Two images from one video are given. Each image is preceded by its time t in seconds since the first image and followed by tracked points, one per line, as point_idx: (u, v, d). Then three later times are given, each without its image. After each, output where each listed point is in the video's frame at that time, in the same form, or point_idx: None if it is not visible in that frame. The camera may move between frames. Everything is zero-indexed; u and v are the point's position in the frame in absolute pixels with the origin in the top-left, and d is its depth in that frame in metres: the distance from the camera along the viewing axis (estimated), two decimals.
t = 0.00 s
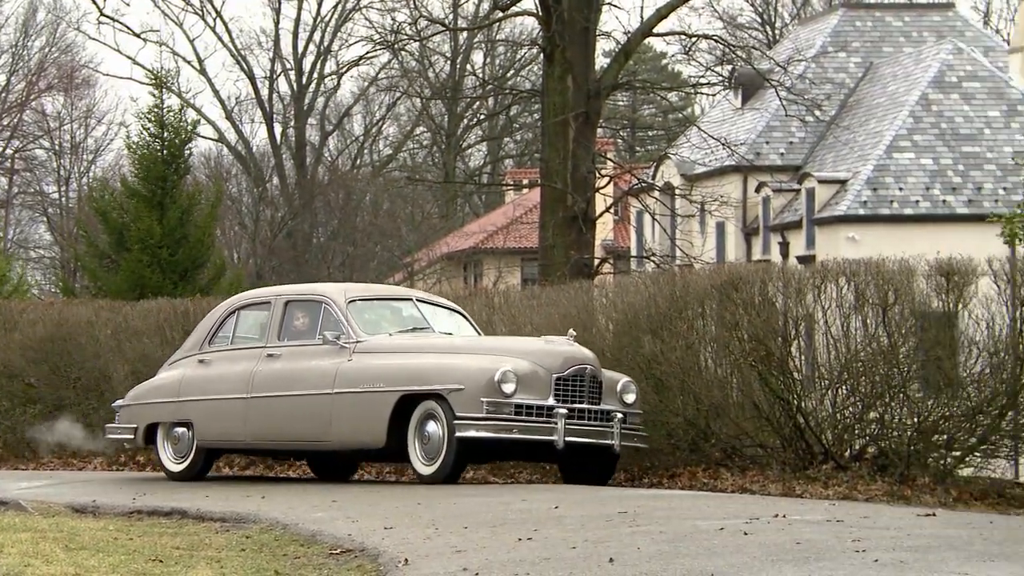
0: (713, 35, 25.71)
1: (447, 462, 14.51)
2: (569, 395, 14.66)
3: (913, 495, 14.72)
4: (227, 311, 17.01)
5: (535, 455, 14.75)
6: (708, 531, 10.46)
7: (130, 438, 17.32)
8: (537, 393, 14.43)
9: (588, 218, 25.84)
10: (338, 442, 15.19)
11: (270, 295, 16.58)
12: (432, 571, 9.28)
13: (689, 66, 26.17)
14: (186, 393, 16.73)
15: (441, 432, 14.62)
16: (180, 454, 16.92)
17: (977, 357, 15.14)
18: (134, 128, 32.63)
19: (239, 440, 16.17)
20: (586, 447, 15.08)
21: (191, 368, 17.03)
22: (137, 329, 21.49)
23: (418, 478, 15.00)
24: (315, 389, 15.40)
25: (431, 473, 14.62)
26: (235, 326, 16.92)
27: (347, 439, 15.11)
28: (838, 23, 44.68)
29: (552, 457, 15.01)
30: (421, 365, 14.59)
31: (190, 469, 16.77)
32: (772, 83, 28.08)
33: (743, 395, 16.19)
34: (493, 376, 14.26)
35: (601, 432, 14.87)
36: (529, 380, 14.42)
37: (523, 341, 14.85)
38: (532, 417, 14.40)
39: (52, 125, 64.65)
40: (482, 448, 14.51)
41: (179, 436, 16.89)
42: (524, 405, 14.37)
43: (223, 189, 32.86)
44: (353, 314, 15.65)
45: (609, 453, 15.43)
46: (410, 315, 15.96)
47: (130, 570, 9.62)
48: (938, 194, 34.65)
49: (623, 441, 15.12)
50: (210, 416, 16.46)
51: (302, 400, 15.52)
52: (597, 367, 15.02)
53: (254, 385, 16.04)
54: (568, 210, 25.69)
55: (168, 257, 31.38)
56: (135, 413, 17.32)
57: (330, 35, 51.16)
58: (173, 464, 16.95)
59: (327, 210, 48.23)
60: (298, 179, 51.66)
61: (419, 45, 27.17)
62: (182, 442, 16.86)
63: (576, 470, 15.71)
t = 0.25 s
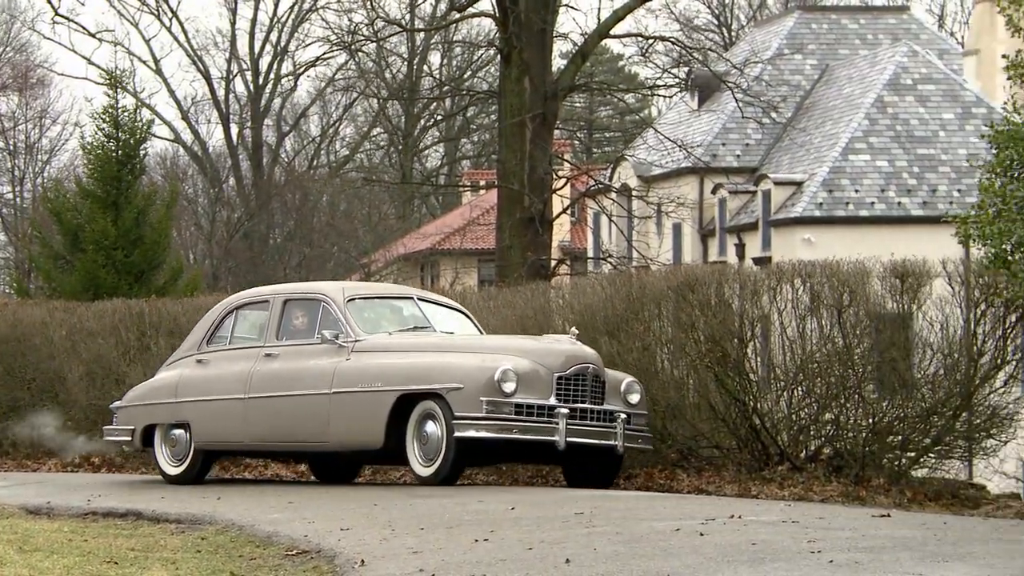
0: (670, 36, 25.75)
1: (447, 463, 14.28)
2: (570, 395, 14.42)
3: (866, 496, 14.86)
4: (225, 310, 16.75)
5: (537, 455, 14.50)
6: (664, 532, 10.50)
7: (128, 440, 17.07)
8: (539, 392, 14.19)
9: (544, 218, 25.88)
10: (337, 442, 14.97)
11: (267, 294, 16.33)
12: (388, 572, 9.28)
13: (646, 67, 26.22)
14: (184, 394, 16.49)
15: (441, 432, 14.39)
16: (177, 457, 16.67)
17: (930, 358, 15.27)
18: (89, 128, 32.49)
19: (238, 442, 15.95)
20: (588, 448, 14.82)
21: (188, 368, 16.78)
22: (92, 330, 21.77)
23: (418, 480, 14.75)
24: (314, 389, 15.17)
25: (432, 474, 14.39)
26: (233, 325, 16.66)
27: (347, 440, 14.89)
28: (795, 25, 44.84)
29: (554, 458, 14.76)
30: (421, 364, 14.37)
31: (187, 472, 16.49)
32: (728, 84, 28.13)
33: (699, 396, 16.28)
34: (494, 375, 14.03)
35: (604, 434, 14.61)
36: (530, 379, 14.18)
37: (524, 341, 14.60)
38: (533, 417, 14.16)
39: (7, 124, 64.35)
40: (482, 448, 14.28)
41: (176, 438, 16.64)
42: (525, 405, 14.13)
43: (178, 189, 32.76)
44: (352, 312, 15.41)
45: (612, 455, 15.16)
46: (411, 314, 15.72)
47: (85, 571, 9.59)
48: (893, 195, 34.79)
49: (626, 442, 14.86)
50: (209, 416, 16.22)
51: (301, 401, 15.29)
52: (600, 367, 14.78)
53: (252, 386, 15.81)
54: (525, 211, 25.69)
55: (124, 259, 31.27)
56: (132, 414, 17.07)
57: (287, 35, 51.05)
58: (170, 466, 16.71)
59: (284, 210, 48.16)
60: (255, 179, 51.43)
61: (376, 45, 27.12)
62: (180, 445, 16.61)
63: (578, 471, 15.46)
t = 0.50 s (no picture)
0: (626, 37, 25.79)
1: (446, 463, 13.99)
2: (572, 394, 14.14)
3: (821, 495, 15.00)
4: (223, 308, 16.45)
5: (537, 455, 14.23)
6: (619, 531, 10.54)
7: (125, 442, 16.77)
8: (540, 391, 13.91)
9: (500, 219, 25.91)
10: (337, 441, 14.68)
11: (265, 291, 16.03)
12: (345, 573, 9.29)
13: (602, 68, 26.26)
14: (181, 394, 16.20)
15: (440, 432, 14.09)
16: (174, 459, 16.34)
17: (885, 358, 15.62)
18: (44, 127, 32.32)
19: (237, 443, 15.65)
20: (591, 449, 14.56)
21: (185, 368, 16.49)
22: (47, 329, 21.90)
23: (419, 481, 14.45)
24: (312, 388, 14.88)
25: (431, 475, 14.11)
26: (230, 324, 16.35)
27: (346, 439, 14.59)
28: (750, 26, 44.97)
29: (557, 457, 14.49)
30: (420, 363, 14.07)
31: (183, 473, 16.17)
32: (684, 85, 28.14)
33: (655, 397, 16.48)
34: (494, 374, 13.73)
35: (607, 434, 14.34)
36: (530, 377, 13.90)
37: (525, 339, 14.32)
38: (534, 416, 13.89)
39: None
40: (481, 448, 13.99)
41: (172, 439, 16.32)
42: (525, 404, 13.85)
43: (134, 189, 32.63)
44: (351, 311, 15.08)
45: (615, 455, 14.88)
46: (411, 312, 15.36)
47: (39, 573, 9.55)
48: (848, 197, 34.91)
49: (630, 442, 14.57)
50: (207, 417, 15.94)
51: (300, 400, 15.00)
52: (603, 366, 14.49)
53: (250, 385, 15.52)
54: (482, 211, 25.69)
55: (80, 259, 31.14)
56: (128, 415, 16.79)
57: (243, 35, 50.89)
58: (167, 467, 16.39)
59: (241, 211, 48.05)
60: (211, 179, 51.21)
61: (333, 46, 27.04)
62: (177, 446, 16.28)
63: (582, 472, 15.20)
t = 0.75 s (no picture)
0: (586, 37, 25.83)
1: (447, 465, 13.49)
2: (578, 394, 13.62)
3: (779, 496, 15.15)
4: (226, 305, 16.07)
5: (542, 457, 13.71)
6: (579, 531, 10.55)
7: (125, 441, 16.43)
8: (545, 391, 13.40)
9: (459, 219, 25.93)
10: (335, 443, 14.23)
11: (269, 288, 15.62)
12: (303, 573, 9.27)
13: (562, 68, 26.29)
14: (183, 393, 15.84)
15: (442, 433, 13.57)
16: (174, 458, 16.06)
17: (842, 358, 16.05)
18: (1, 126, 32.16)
19: (236, 443, 15.26)
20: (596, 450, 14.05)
21: (188, 366, 16.12)
22: (4, 329, 21.89)
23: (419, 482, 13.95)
24: (311, 388, 14.45)
25: (432, 477, 13.60)
26: (233, 320, 15.97)
27: (344, 441, 14.15)
28: (710, 27, 45.08)
29: (562, 459, 13.97)
30: (423, 361, 13.56)
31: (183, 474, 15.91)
32: (644, 87, 28.22)
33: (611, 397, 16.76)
34: (497, 373, 13.21)
35: (614, 435, 13.85)
36: (535, 377, 13.39)
37: (531, 337, 13.82)
38: (539, 416, 13.37)
39: None
40: (484, 449, 13.48)
41: (173, 439, 16.04)
42: (529, 404, 13.33)
43: (92, 188, 32.51)
44: (354, 307, 14.63)
45: (623, 457, 14.35)
46: (416, 309, 14.89)
47: None
48: (807, 197, 35.01)
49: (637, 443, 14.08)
50: (207, 417, 15.55)
51: (299, 400, 14.58)
52: (611, 364, 13.98)
53: (250, 384, 15.13)
54: (442, 212, 25.72)
55: (38, 259, 31.01)
56: (129, 412, 16.46)
57: (202, 34, 50.75)
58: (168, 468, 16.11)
59: (199, 211, 47.95)
60: (169, 179, 51.04)
61: (292, 45, 26.98)
62: (177, 446, 15.99)
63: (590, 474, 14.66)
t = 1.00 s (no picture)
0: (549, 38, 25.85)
1: (451, 468, 13.19)
2: (585, 395, 13.33)
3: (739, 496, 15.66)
4: (230, 304, 15.79)
5: (548, 461, 13.41)
6: (541, 532, 10.56)
7: (128, 441, 16.13)
8: (550, 392, 13.11)
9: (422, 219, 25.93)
10: (338, 444, 13.94)
11: (273, 287, 15.36)
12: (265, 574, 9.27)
13: (524, 69, 26.30)
14: (185, 393, 15.56)
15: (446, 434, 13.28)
16: (179, 459, 15.76)
17: (804, 359, 16.49)
18: None
19: (238, 444, 14.97)
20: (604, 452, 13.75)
21: (190, 366, 15.84)
22: None
23: (424, 486, 13.66)
24: (315, 388, 14.16)
25: (436, 480, 13.30)
26: (236, 320, 15.68)
27: (347, 442, 13.86)
28: (671, 28, 45.17)
29: (569, 461, 13.66)
30: (428, 361, 13.28)
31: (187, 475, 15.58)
32: (606, 88, 28.26)
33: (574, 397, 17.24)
34: (503, 374, 12.92)
35: (622, 438, 13.55)
36: (540, 378, 13.11)
37: (539, 337, 13.52)
38: (544, 418, 13.07)
39: None
40: (489, 451, 13.17)
41: (177, 439, 15.72)
42: (534, 406, 13.03)
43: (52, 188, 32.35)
44: (358, 306, 14.39)
45: (632, 459, 14.03)
46: (423, 308, 14.63)
47: None
48: (768, 198, 35.11)
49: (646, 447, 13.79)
50: (210, 418, 15.27)
51: (303, 400, 14.29)
52: (620, 366, 13.69)
53: (253, 383, 14.84)
54: (405, 212, 25.72)
55: None
56: (131, 413, 16.18)
57: (163, 34, 50.58)
58: (172, 468, 15.80)
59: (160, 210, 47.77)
60: (131, 179, 50.87)
61: (252, 46, 26.91)
62: (181, 446, 15.69)
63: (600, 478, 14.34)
